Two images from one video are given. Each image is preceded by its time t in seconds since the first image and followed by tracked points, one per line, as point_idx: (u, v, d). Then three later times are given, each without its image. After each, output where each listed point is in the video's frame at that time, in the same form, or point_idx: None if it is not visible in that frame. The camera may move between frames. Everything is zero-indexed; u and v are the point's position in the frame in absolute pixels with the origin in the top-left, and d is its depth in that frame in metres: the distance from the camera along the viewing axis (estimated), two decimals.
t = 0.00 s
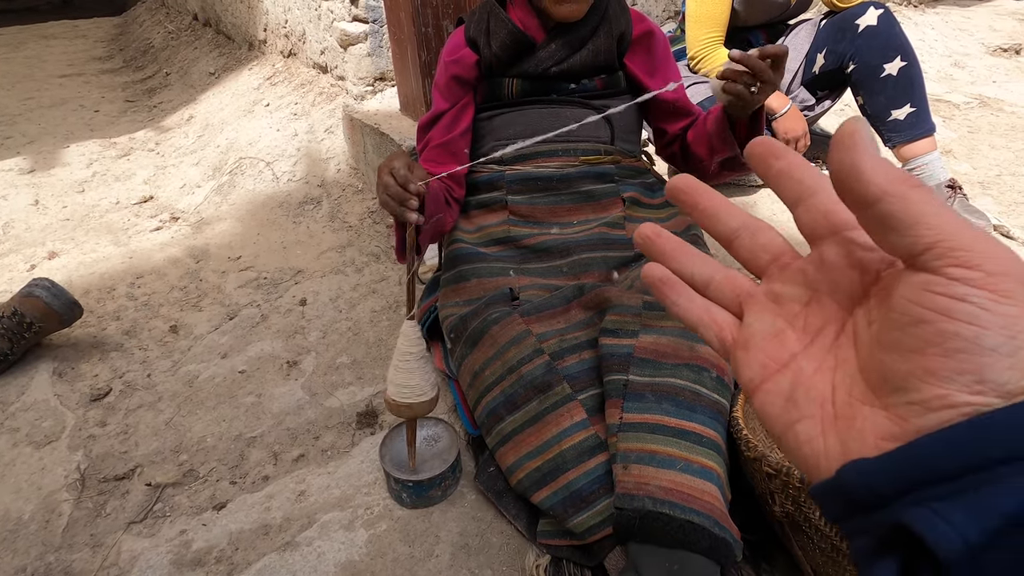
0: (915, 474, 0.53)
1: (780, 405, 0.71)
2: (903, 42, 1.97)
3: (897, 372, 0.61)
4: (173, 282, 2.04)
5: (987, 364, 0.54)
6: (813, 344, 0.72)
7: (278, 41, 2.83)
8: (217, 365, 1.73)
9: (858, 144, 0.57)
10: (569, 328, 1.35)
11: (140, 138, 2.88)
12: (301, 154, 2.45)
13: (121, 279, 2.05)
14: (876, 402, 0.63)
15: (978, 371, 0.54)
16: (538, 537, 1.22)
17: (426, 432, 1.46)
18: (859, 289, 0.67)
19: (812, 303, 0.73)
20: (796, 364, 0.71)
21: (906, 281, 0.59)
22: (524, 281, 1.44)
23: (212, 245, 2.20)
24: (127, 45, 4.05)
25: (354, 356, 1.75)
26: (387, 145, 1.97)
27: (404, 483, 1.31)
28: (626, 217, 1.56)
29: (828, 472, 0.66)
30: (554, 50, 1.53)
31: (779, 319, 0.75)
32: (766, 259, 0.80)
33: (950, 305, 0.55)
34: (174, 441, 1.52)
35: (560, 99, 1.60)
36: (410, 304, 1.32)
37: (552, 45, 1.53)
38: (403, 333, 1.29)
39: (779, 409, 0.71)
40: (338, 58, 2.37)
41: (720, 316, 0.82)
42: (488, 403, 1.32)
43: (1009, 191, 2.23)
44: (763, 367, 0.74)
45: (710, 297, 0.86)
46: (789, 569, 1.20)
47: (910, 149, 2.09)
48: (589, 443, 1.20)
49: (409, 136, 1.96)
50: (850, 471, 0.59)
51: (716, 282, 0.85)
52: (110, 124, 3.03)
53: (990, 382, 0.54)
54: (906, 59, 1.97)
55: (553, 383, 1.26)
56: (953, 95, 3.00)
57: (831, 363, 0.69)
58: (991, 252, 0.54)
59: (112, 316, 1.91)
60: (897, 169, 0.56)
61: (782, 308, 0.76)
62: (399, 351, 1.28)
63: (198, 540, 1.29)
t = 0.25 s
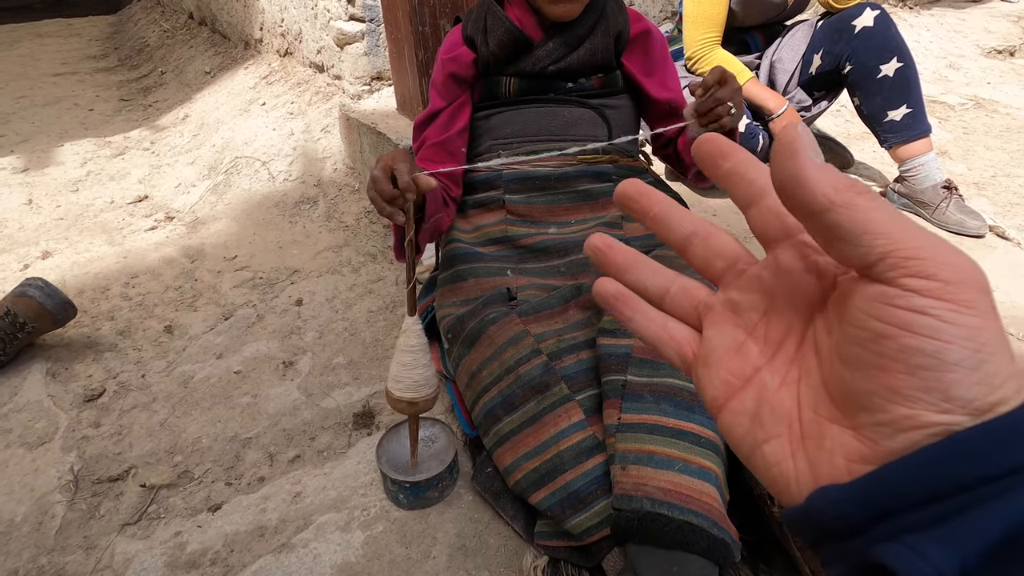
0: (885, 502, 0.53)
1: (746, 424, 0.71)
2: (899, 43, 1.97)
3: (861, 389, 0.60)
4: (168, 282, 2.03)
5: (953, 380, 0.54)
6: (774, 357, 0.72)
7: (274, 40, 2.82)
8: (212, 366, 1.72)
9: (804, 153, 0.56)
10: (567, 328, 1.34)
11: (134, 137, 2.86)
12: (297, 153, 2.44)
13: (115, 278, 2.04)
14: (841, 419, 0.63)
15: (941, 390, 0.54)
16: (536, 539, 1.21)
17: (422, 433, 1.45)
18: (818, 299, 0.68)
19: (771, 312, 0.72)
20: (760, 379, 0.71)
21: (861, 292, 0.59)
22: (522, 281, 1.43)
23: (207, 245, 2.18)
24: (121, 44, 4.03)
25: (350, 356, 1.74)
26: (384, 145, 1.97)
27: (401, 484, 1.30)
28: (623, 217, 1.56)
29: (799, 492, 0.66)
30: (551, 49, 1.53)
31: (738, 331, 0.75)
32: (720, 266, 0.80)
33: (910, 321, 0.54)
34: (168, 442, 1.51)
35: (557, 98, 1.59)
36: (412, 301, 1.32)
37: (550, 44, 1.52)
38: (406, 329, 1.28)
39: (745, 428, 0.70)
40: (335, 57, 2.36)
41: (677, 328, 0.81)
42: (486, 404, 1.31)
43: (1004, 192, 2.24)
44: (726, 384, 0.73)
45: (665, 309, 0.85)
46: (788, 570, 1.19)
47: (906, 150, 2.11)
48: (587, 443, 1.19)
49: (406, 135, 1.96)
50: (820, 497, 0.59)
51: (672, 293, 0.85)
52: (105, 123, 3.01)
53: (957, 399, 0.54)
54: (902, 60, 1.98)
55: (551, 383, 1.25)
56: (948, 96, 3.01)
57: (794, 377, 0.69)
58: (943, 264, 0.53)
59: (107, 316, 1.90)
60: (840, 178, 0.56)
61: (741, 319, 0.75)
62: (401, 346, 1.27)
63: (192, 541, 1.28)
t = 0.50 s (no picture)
0: (856, 558, 0.56)
1: (718, 473, 0.72)
2: (894, 45, 1.99)
3: (822, 442, 0.61)
4: (164, 282, 2.02)
5: (912, 436, 0.54)
6: (742, 403, 0.72)
7: (270, 40, 2.82)
8: (208, 366, 1.71)
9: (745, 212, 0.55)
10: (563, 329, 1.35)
11: (129, 137, 2.85)
12: (294, 153, 2.44)
13: (110, 278, 2.03)
14: (808, 471, 0.64)
15: (892, 442, 0.55)
16: (532, 539, 1.22)
17: (419, 433, 1.45)
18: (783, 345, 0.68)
19: (736, 355, 0.73)
20: (729, 427, 0.72)
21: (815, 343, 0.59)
22: (518, 281, 1.42)
23: (203, 244, 2.18)
24: (117, 42, 4.01)
25: (346, 356, 1.73)
26: (380, 145, 1.97)
27: (398, 484, 1.30)
28: (620, 218, 1.56)
29: (772, 544, 0.67)
30: (548, 50, 1.53)
31: (706, 375, 0.75)
32: (683, 306, 0.80)
33: (866, 378, 0.55)
34: (164, 442, 1.51)
35: (554, 99, 1.59)
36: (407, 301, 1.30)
37: (546, 45, 1.53)
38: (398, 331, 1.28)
39: (717, 478, 0.72)
40: (331, 57, 2.35)
41: (643, 375, 0.82)
42: (482, 404, 1.31)
43: (998, 193, 2.25)
44: (697, 432, 0.74)
45: (632, 351, 0.85)
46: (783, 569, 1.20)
47: (901, 151, 2.12)
48: (583, 444, 1.19)
49: (402, 135, 1.96)
50: (793, 553, 0.61)
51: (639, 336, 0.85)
52: (100, 123, 3.00)
53: (916, 454, 0.54)
54: (897, 62, 2.00)
55: (547, 383, 1.25)
56: (942, 98, 3.03)
57: (761, 424, 0.70)
58: (893, 318, 0.54)
59: (101, 316, 1.89)
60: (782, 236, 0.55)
61: (708, 362, 0.76)
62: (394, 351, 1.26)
63: (188, 542, 1.28)
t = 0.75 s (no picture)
0: None
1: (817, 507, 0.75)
2: (890, 47, 1.99)
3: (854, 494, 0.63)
4: (158, 282, 2.01)
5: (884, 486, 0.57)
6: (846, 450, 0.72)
7: (267, 39, 2.81)
8: (203, 367, 1.70)
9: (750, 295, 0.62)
10: (561, 329, 1.34)
11: (124, 136, 2.83)
12: (290, 153, 2.43)
13: (104, 278, 2.02)
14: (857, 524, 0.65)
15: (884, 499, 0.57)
16: (530, 540, 1.21)
17: (414, 435, 1.44)
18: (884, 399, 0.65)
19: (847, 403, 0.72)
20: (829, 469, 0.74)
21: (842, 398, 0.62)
22: (516, 282, 1.43)
23: (198, 245, 2.17)
24: (112, 41, 3.99)
25: (342, 357, 1.73)
26: (377, 145, 1.96)
27: (394, 485, 1.29)
28: (618, 218, 1.56)
29: None
30: (546, 50, 1.53)
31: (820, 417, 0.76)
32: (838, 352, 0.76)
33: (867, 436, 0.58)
34: (158, 444, 1.50)
35: (552, 99, 1.59)
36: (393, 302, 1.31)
37: (544, 45, 1.53)
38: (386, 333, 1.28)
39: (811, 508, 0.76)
40: (328, 56, 2.35)
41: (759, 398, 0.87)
42: (479, 405, 1.31)
43: (994, 195, 2.25)
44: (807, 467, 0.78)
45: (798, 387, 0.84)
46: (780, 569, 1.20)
47: (897, 152, 2.13)
48: (581, 445, 1.19)
49: (399, 135, 1.95)
50: None
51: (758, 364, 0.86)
52: (94, 122, 2.98)
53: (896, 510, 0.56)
54: (893, 63, 2.01)
55: (545, 384, 1.25)
56: (938, 99, 3.04)
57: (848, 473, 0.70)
58: (898, 378, 0.54)
59: (95, 316, 1.88)
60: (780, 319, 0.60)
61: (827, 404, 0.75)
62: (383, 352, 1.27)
63: (182, 544, 1.27)
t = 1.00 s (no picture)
0: None
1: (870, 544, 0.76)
2: (885, 50, 2.00)
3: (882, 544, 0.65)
4: (155, 283, 2.01)
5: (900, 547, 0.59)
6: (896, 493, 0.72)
7: (264, 39, 2.80)
8: (199, 367, 1.70)
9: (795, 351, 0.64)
10: (558, 330, 1.35)
11: (120, 136, 2.82)
12: (287, 153, 2.42)
13: (100, 279, 2.01)
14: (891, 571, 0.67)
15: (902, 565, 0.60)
16: (527, 541, 1.21)
17: (412, 436, 1.44)
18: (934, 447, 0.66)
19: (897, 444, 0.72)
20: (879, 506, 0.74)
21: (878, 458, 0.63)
22: (513, 283, 1.43)
23: (194, 245, 2.16)
24: (107, 41, 3.98)
25: (339, 358, 1.73)
26: (375, 145, 1.96)
27: (392, 486, 1.29)
28: (614, 219, 1.56)
29: None
30: (544, 52, 1.53)
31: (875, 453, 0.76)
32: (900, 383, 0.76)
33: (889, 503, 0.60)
34: (155, 444, 1.49)
35: (549, 101, 1.60)
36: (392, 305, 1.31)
37: (542, 47, 1.53)
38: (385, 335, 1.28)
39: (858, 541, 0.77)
40: (325, 57, 2.34)
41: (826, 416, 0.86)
42: (476, 406, 1.31)
43: (988, 197, 2.27)
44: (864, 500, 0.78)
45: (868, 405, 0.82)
46: (776, 568, 1.20)
47: (892, 154, 2.14)
48: (577, 446, 1.19)
49: (397, 136, 1.95)
50: None
51: (873, 364, 0.88)
52: (90, 121, 2.97)
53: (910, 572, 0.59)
54: (888, 66, 2.02)
55: (542, 385, 1.25)
56: (933, 102, 3.06)
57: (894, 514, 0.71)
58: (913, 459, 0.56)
59: (91, 317, 1.87)
60: (820, 371, 0.61)
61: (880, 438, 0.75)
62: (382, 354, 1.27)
63: (179, 545, 1.27)
